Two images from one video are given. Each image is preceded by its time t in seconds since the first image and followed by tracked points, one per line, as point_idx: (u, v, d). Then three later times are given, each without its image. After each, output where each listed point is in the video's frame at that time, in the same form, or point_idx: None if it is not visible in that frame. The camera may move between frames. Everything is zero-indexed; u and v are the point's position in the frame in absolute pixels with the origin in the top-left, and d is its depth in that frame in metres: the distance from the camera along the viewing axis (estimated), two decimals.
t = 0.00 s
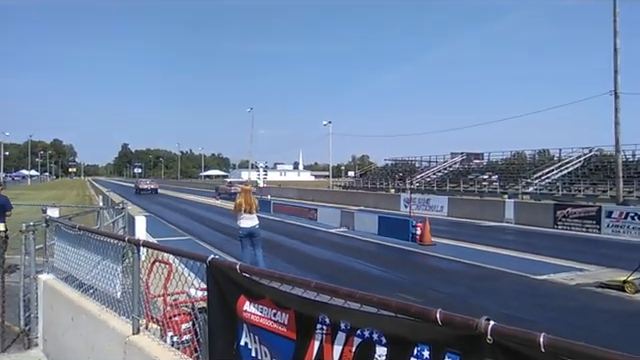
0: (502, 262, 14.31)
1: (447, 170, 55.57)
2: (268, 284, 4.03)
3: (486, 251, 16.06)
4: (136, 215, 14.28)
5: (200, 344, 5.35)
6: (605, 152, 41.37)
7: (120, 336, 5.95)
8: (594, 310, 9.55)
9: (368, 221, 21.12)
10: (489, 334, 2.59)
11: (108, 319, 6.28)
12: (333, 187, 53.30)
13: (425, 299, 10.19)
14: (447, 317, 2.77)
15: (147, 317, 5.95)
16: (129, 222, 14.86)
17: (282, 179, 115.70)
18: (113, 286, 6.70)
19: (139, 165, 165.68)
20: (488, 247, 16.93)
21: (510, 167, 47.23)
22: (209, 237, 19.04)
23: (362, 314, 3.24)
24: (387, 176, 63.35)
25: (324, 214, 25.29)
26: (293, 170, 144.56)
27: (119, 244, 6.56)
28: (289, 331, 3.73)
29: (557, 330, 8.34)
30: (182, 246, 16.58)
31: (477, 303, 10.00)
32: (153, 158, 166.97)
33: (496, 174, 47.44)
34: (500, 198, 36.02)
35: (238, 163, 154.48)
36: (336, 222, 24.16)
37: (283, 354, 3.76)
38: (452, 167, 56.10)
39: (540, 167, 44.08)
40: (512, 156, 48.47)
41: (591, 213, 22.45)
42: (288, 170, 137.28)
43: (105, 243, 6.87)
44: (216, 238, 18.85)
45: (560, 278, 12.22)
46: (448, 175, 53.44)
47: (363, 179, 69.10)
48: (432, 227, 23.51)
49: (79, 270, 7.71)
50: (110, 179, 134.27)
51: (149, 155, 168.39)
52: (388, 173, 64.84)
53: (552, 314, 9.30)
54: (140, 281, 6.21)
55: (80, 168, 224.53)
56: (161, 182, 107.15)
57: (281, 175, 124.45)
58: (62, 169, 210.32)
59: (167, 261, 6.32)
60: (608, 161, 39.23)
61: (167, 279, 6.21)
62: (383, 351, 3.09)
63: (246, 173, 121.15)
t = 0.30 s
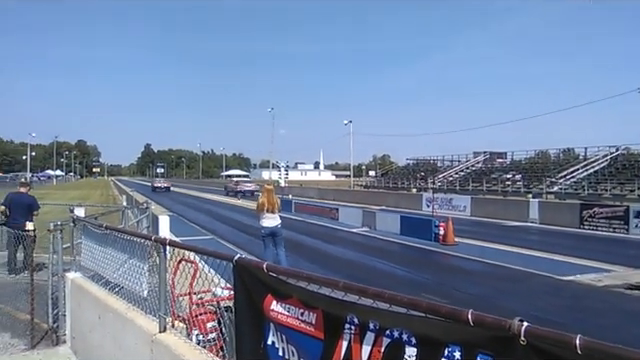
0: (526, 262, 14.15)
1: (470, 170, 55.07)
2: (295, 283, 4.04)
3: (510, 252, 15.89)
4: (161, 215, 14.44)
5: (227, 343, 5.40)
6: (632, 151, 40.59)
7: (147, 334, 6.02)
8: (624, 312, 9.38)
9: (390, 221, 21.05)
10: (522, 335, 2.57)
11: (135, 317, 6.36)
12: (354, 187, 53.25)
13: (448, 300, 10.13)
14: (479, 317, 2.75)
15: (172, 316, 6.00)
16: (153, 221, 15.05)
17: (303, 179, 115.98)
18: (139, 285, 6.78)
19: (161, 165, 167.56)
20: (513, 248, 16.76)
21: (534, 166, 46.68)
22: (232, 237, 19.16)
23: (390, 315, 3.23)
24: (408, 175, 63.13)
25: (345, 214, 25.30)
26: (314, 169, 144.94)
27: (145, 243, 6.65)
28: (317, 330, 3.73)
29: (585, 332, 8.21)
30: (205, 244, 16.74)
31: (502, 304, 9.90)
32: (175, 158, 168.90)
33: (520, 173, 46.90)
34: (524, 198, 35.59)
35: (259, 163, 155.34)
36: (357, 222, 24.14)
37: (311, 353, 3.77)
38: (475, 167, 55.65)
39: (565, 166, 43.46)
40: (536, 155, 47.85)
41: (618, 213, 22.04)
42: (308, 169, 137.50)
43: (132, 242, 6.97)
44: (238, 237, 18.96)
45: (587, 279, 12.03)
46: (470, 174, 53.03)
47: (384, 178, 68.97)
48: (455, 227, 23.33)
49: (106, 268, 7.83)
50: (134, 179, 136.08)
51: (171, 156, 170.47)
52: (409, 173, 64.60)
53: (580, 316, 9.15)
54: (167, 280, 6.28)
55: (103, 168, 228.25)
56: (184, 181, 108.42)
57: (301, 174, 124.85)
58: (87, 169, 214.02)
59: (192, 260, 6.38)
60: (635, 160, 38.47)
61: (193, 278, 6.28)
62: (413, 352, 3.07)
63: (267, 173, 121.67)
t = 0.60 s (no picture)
0: (561, 265, 13.86)
1: (501, 170, 54.27)
2: (333, 284, 4.03)
3: (545, 254, 15.58)
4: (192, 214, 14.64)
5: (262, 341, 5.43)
6: None
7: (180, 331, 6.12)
8: None
9: (421, 222, 20.90)
10: (570, 339, 2.51)
11: (170, 314, 6.46)
12: (383, 187, 53.03)
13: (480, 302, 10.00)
14: (524, 321, 2.70)
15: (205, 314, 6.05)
16: (186, 221, 15.28)
17: (331, 179, 116.03)
18: (174, 283, 6.90)
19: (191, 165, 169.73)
20: (547, 250, 16.44)
21: (568, 166, 45.73)
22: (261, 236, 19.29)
23: (431, 317, 3.19)
24: (438, 175, 62.60)
25: (374, 214, 25.23)
26: (342, 169, 144.97)
27: (180, 242, 6.76)
28: (355, 331, 3.72)
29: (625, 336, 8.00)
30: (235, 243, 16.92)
31: (537, 307, 9.72)
32: (205, 158, 170.98)
33: (553, 173, 46.02)
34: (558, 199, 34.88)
35: (287, 163, 156.00)
36: (387, 222, 24.04)
37: (348, 353, 3.76)
38: (506, 167, 54.84)
39: (601, 166, 42.46)
40: (570, 155, 46.87)
41: None
42: (336, 169, 137.45)
43: (167, 241, 7.09)
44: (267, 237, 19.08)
45: (625, 282, 11.72)
46: (502, 175, 52.29)
47: (413, 178, 68.57)
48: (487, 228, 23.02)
49: (141, 266, 7.97)
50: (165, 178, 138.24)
51: (201, 155, 172.65)
52: (439, 173, 64.07)
53: (618, 320, 8.92)
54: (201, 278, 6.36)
55: (134, 167, 232.54)
56: (214, 181, 109.69)
57: (330, 174, 125.00)
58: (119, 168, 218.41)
59: (226, 259, 6.44)
60: None
61: (227, 277, 6.34)
62: (455, 355, 3.03)
63: (295, 173, 122.12)
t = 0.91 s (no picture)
0: (599, 267, 13.50)
1: (535, 170, 53.29)
2: (369, 285, 4.00)
3: (582, 256, 15.21)
4: (224, 214, 14.81)
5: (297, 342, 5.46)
6: None
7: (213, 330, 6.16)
8: None
9: (453, 222, 20.70)
10: (618, 344, 2.44)
11: (204, 313, 6.54)
12: (414, 187, 52.72)
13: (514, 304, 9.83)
14: (569, 325, 2.63)
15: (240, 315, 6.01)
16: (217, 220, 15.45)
17: (363, 179, 116.26)
18: (208, 283, 6.99)
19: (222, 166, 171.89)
20: (584, 251, 16.05)
21: (605, 165, 44.65)
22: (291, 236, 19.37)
23: (472, 320, 3.12)
24: (470, 175, 61.94)
25: (405, 214, 25.10)
26: (372, 170, 144.66)
27: (215, 242, 6.86)
28: (392, 333, 3.67)
29: None
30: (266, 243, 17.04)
31: (574, 310, 9.50)
32: (236, 159, 173.29)
33: (589, 173, 44.99)
34: (595, 198, 34.02)
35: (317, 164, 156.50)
36: (418, 222, 23.88)
37: (386, 356, 3.72)
38: (541, 166, 53.88)
39: None
40: (607, 154, 45.73)
41: None
42: (366, 169, 137.22)
43: (202, 242, 7.20)
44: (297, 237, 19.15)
45: None
46: (536, 175, 51.39)
47: (445, 179, 68.06)
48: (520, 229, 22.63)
49: (175, 266, 8.10)
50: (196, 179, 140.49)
51: (232, 156, 174.87)
52: (471, 173, 63.40)
53: None
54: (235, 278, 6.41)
55: (166, 168, 236.93)
56: (245, 182, 110.94)
57: (359, 175, 124.88)
58: (152, 169, 222.94)
59: (260, 259, 6.48)
60: None
61: (261, 277, 6.37)
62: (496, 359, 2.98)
63: (325, 173, 122.44)
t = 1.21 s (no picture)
0: (633, 269, 13.15)
1: (565, 170, 52.36)
2: (398, 287, 3.96)
3: (614, 258, 14.85)
4: (250, 214, 14.91)
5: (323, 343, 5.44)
6: None
7: (240, 330, 6.19)
8: None
9: (482, 223, 20.44)
10: None
11: (232, 312, 6.59)
12: (440, 188, 52.31)
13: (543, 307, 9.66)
14: (606, 329, 2.55)
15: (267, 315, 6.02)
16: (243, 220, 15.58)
17: (389, 179, 115.79)
18: (236, 282, 7.03)
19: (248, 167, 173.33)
20: (616, 254, 15.67)
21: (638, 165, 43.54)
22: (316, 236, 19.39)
23: (504, 323, 3.06)
24: (498, 175, 61.16)
25: (432, 215, 24.90)
26: (398, 170, 143.97)
27: (242, 242, 6.91)
28: (422, 335, 3.63)
29: None
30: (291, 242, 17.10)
31: (606, 313, 9.28)
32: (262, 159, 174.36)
33: (622, 173, 43.95)
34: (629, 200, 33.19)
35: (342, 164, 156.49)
36: (445, 224, 23.66)
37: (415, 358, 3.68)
38: (571, 166, 52.86)
39: None
40: None
41: None
42: (392, 170, 136.73)
43: (229, 242, 7.26)
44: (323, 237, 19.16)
45: None
46: (566, 175, 50.44)
47: (472, 179, 67.32)
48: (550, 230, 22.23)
49: (203, 265, 8.18)
50: (222, 179, 142.00)
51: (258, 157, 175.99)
52: (499, 173, 62.58)
53: None
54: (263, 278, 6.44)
55: (193, 169, 239.84)
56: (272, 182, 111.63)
57: (385, 175, 124.48)
58: (179, 169, 225.92)
59: (287, 260, 6.49)
60: None
61: (288, 277, 6.39)
62: None
63: (350, 173, 122.48)
